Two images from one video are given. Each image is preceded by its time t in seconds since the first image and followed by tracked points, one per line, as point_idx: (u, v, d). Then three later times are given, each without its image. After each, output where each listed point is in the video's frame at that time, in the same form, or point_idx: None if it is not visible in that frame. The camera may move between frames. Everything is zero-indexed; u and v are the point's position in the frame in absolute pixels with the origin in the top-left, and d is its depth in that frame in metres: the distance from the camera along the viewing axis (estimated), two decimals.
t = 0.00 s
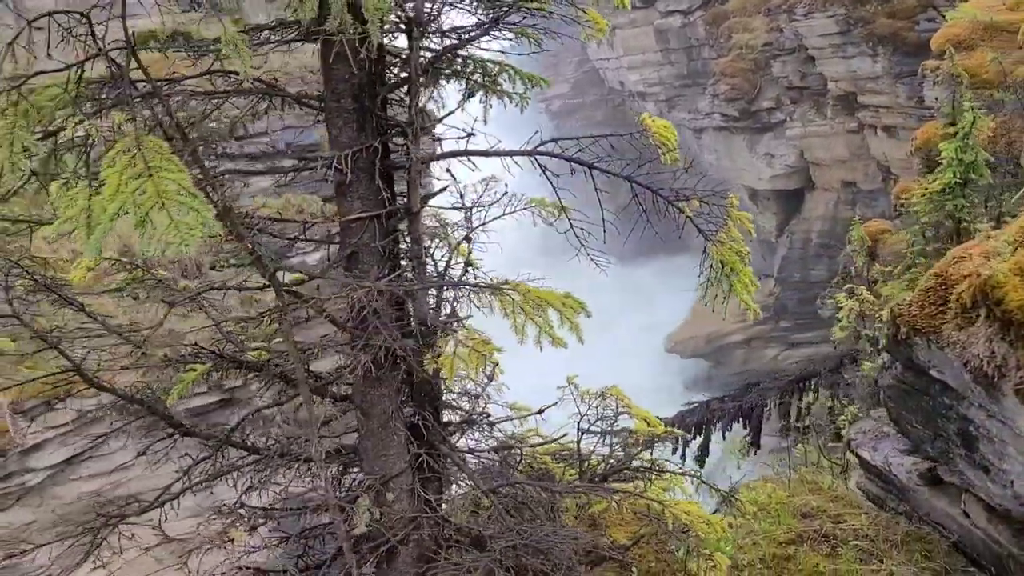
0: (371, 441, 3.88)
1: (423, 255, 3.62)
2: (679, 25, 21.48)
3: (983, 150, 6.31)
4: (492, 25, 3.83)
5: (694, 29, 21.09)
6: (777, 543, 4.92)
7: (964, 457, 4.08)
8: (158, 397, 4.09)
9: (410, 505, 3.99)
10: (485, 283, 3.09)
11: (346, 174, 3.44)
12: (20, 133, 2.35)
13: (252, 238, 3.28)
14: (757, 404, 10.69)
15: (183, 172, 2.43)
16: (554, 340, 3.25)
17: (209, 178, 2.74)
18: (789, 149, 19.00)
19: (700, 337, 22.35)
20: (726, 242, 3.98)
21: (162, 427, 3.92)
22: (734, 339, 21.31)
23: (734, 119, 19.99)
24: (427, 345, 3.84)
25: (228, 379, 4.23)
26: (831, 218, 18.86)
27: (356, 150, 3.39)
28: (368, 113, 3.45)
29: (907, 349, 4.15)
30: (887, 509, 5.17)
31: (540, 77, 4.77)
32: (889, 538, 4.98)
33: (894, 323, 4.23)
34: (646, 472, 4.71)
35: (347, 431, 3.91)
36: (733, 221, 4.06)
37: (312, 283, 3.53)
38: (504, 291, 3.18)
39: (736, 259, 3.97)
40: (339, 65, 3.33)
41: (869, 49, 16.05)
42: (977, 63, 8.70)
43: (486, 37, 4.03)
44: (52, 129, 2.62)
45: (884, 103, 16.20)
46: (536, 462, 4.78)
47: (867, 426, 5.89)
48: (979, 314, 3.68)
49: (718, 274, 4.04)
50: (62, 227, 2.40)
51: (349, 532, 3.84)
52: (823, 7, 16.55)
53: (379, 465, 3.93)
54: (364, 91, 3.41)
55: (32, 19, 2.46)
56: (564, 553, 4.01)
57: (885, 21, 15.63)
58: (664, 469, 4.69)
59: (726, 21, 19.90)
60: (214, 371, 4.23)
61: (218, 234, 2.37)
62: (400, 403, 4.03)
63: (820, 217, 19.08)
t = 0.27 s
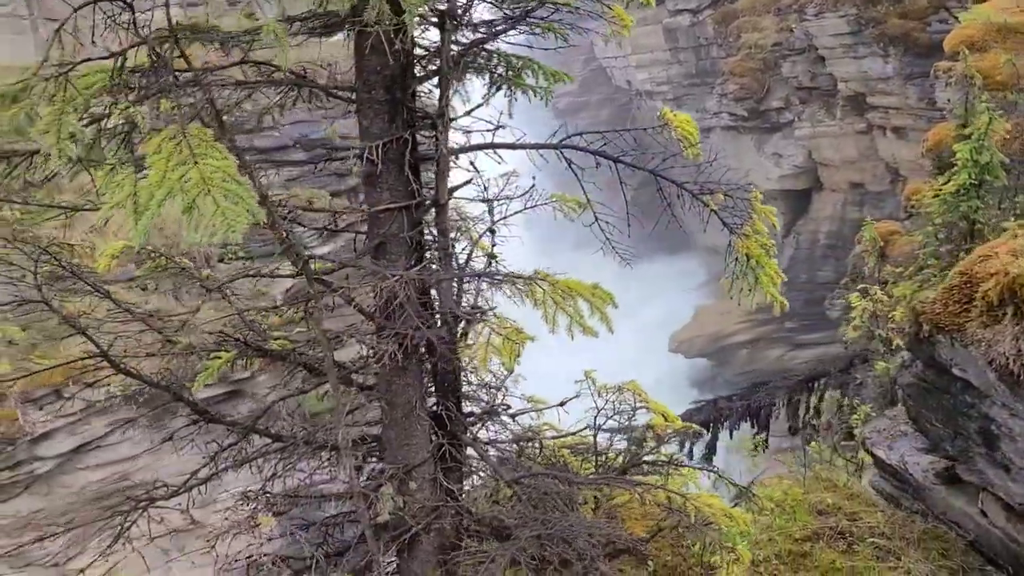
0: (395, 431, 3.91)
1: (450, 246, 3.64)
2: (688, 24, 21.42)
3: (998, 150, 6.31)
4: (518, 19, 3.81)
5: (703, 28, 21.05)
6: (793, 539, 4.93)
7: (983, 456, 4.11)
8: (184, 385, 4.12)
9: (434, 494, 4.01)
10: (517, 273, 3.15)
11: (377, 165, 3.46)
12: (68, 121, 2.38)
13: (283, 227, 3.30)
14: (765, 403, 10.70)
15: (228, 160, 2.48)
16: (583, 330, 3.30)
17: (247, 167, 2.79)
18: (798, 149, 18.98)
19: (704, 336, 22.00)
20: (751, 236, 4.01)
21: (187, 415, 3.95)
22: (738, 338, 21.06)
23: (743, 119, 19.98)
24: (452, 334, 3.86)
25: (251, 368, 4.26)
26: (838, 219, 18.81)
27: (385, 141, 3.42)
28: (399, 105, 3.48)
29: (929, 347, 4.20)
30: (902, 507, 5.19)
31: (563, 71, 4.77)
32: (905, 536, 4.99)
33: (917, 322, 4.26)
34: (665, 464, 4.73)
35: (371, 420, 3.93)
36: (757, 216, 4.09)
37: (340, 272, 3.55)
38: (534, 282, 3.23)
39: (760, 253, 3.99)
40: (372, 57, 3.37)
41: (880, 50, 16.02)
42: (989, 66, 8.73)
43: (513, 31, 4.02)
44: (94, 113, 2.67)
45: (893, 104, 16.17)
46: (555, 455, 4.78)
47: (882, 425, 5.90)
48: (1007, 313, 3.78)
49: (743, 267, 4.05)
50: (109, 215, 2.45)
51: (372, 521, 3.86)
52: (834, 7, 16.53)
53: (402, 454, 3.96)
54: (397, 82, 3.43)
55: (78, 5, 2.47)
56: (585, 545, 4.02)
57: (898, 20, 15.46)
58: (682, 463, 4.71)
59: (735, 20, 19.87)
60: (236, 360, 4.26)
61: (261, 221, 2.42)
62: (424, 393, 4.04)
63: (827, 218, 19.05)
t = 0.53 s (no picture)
0: (418, 422, 3.94)
1: (478, 240, 3.66)
2: (708, 26, 21.32)
3: (1023, 158, 6.27)
4: (551, 15, 3.81)
5: (723, 30, 20.97)
6: (809, 542, 4.91)
7: (1007, 464, 4.12)
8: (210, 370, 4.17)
9: (454, 486, 4.04)
10: (546, 268, 3.17)
11: (409, 158, 3.49)
12: (113, 105, 2.44)
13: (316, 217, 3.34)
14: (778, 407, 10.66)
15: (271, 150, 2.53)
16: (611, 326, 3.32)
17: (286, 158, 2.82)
18: (816, 154, 18.91)
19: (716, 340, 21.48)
20: (776, 237, 4.01)
21: (212, 401, 4.00)
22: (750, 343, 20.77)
23: (761, 123, 19.89)
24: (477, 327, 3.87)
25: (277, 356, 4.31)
26: (853, 226, 18.70)
27: (419, 135, 3.45)
28: (433, 99, 3.50)
29: (953, 353, 4.20)
30: (920, 514, 5.16)
31: (592, 68, 4.77)
32: (923, 542, 4.97)
33: (941, 326, 4.27)
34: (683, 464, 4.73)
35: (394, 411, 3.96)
36: (784, 217, 4.10)
37: (371, 263, 3.59)
38: (563, 277, 3.25)
39: (786, 255, 3.99)
40: (408, 50, 3.38)
41: (903, 57, 15.98)
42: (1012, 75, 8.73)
43: (545, 28, 4.03)
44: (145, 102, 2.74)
45: (915, 111, 16.09)
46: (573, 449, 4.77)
47: (900, 431, 5.90)
48: None
49: (767, 269, 4.06)
50: (156, 200, 2.51)
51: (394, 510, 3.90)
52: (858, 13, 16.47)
53: (424, 445, 3.98)
54: (432, 76, 3.45)
55: None
56: (604, 540, 4.04)
57: (921, 28, 15.49)
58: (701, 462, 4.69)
59: (756, 23, 19.80)
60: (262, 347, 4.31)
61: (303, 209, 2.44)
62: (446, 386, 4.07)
63: (843, 224, 18.98)
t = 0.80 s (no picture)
0: (433, 412, 3.94)
1: (499, 231, 3.66)
2: (721, 26, 21.22)
3: None
4: (578, 9, 3.80)
5: (735, 31, 20.89)
6: (818, 543, 4.90)
7: (1020, 469, 4.13)
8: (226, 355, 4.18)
9: (468, 476, 4.05)
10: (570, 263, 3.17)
11: (434, 148, 3.49)
12: (148, 85, 2.55)
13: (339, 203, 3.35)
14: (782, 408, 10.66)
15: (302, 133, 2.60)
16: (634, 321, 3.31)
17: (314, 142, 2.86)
18: (825, 157, 18.86)
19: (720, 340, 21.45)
20: (797, 238, 4.00)
21: (227, 385, 4.01)
22: (755, 344, 20.80)
23: (771, 124, 19.83)
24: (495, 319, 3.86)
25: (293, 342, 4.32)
26: (861, 230, 18.64)
27: (443, 125, 3.45)
28: (459, 90, 3.50)
29: (971, 358, 4.21)
30: (930, 518, 5.15)
31: (614, 62, 4.75)
32: (931, 547, 4.96)
33: (960, 331, 4.28)
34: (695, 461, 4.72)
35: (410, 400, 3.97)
36: (805, 218, 4.08)
37: (392, 251, 3.59)
38: (586, 272, 3.25)
39: (806, 255, 3.98)
40: (436, 40, 3.38)
41: (915, 62, 15.94)
42: None
43: (570, 21, 4.02)
44: (177, 83, 2.81)
45: (926, 116, 16.04)
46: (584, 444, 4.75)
47: (909, 435, 5.89)
48: None
49: (787, 269, 4.05)
50: (189, 181, 2.57)
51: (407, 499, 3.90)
52: (872, 16, 16.42)
53: (439, 435, 3.98)
54: (459, 67, 3.46)
55: None
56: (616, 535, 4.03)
57: (935, 33, 15.44)
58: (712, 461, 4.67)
59: (768, 25, 19.74)
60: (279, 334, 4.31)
61: (335, 192, 2.49)
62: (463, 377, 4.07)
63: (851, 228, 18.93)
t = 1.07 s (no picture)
0: (449, 398, 3.95)
1: (516, 218, 3.66)
2: (723, 14, 21.13)
3: None
4: None
5: (738, 18, 20.80)
6: (829, 530, 4.92)
7: None
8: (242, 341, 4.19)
9: (483, 463, 4.07)
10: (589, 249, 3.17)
11: (450, 134, 3.49)
12: (168, 71, 2.56)
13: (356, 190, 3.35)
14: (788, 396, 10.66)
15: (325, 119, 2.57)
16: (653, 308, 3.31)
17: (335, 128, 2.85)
18: (828, 145, 18.81)
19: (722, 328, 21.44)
20: (813, 224, 3.99)
21: (243, 373, 4.02)
22: (756, 333, 20.78)
23: (774, 112, 19.78)
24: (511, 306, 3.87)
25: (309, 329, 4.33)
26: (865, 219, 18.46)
27: (460, 112, 3.44)
28: (476, 75, 3.50)
29: (986, 344, 4.24)
30: (941, 504, 5.15)
31: (627, 49, 4.72)
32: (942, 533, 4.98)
33: (975, 317, 4.33)
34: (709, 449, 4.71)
35: (426, 387, 3.98)
36: (820, 205, 4.08)
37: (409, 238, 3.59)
38: (604, 257, 3.25)
39: (822, 242, 3.97)
40: (453, 26, 3.37)
41: (919, 49, 15.87)
42: None
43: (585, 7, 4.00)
44: (198, 68, 2.81)
45: (930, 104, 15.96)
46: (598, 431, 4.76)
47: (919, 422, 5.90)
48: None
49: (802, 255, 4.05)
50: (211, 166, 2.56)
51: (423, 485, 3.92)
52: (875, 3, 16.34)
53: (454, 422, 3.99)
54: (476, 53, 3.45)
55: None
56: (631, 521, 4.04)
57: (939, 19, 15.37)
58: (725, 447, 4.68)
59: (771, 12, 19.66)
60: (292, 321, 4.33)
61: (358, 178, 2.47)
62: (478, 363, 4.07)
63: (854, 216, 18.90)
